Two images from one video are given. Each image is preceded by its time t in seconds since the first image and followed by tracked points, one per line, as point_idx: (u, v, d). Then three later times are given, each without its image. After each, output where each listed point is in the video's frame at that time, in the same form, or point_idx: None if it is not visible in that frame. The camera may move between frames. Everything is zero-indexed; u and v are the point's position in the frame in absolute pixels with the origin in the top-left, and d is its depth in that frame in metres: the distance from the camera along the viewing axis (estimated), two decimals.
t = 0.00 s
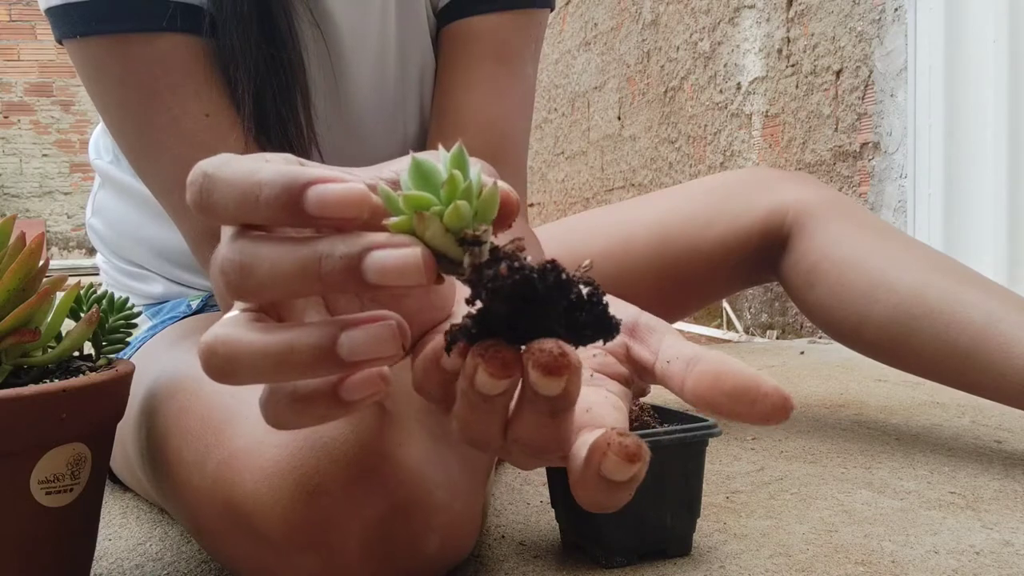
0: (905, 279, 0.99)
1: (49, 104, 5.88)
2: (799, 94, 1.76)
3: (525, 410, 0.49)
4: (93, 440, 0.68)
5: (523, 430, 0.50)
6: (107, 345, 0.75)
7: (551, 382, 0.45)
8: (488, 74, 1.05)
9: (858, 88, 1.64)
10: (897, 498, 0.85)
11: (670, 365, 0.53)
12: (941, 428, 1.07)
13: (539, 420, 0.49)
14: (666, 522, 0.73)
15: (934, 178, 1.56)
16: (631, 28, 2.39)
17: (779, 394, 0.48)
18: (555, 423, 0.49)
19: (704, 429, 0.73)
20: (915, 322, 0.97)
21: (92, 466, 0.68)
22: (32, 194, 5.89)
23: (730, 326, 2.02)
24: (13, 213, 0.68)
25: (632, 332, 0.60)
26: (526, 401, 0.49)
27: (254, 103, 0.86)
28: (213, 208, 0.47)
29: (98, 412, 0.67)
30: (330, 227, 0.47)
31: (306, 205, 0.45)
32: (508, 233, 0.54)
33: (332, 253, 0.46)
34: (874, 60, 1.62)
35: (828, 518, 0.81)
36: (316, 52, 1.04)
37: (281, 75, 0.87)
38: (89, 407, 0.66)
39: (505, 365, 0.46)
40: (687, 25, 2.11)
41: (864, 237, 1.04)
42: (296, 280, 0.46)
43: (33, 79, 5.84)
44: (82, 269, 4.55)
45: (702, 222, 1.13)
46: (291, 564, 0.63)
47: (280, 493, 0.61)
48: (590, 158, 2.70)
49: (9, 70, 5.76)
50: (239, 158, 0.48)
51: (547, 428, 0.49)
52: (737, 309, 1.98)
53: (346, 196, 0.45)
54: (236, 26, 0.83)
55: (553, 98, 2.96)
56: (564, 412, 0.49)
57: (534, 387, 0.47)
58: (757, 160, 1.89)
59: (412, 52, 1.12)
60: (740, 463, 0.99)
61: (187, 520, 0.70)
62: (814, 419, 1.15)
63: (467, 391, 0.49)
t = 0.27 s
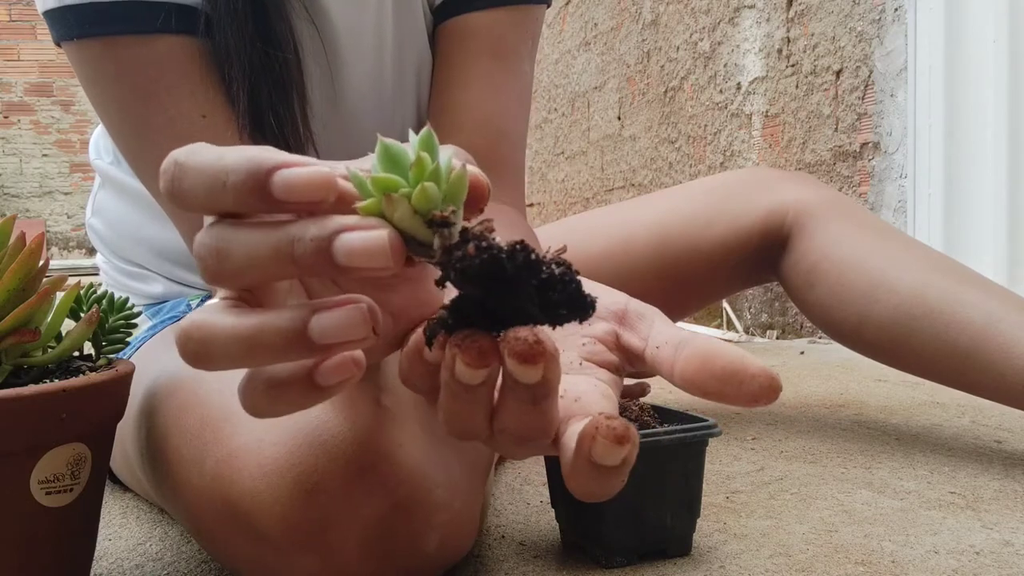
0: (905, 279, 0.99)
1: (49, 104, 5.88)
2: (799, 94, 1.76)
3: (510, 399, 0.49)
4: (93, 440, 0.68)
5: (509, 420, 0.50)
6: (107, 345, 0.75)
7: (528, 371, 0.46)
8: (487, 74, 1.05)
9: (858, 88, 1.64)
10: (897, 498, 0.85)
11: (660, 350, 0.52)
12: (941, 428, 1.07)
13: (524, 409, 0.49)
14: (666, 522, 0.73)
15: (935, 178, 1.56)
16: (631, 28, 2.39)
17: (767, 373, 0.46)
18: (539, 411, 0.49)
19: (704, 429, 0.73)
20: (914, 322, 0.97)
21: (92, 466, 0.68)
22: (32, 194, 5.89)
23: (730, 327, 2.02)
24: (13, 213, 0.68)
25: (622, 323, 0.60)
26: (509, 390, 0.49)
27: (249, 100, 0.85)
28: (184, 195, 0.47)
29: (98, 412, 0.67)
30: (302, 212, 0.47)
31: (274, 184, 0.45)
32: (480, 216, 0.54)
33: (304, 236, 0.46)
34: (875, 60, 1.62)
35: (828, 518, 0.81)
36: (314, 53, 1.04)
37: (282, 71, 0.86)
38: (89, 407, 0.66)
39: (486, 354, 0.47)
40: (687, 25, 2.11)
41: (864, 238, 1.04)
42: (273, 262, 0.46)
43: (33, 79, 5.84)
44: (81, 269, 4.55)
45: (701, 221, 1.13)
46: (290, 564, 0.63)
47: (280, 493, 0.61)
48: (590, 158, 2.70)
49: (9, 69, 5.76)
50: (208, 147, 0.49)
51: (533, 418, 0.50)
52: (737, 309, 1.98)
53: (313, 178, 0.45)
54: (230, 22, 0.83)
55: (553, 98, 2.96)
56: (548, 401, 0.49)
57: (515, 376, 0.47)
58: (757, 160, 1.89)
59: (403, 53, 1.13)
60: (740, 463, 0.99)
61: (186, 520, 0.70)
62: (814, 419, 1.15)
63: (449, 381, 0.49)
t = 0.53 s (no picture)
0: (905, 279, 0.99)
1: (49, 104, 5.88)
2: (799, 93, 1.76)
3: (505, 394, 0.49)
4: (93, 439, 0.68)
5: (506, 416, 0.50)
6: (107, 345, 0.75)
7: (523, 364, 0.46)
8: (487, 74, 1.05)
9: (858, 88, 1.64)
10: (898, 498, 0.85)
11: (662, 349, 0.52)
12: (941, 428, 1.07)
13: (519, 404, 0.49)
14: (666, 522, 0.73)
15: (935, 178, 1.56)
16: (631, 28, 2.39)
17: (768, 369, 0.46)
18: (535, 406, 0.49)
19: (703, 429, 0.73)
20: (914, 322, 0.97)
21: (92, 466, 0.68)
22: (32, 194, 5.89)
23: (730, 327, 2.02)
24: (13, 213, 0.68)
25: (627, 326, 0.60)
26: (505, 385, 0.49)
27: (246, 102, 0.85)
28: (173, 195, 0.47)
29: (98, 412, 0.67)
30: (293, 207, 0.47)
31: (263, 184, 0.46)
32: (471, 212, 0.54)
33: (296, 231, 0.46)
34: (875, 60, 1.62)
35: (828, 518, 0.81)
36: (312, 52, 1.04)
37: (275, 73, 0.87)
38: (89, 407, 0.66)
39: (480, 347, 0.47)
40: (687, 25, 2.11)
41: (864, 238, 1.04)
42: (266, 259, 0.47)
43: (33, 78, 5.84)
44: (81, 269, 4.55)
45: (701, 221, 1.14)
46: (290, 564, 0.63)
47: (280, 493, 0.61)
48: (590, 158, 2.70)
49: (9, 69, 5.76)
50: (197, 144, 0.49)
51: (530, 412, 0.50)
52: (737, 309, 1.98)
53: (303, 175, 0.45)
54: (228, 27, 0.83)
55: (553, 98, 2.96)
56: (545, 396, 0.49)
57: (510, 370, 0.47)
58: (757, 160, 1.89)
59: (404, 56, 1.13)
60: (740, 463, 0.99)
61: (185, 520, 0.70)
62: (814, 419, 1.15)
63: (443, 377, 0.49)
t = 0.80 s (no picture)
0: (906, 278, 0.99)
1: (49, 104, 5.88)
2: (799, 93, 1.77)
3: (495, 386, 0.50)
4: (93, 439, 0.68)
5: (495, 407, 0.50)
6: (107, 345, 0.75)
7: (511, 354, 0.46)
8: (487, 74, 1.05)
9: (858, 88, 1.64)
10: (897, 498, 0.85)
11: (651, 339, 0.53)
12: (941, 428, 1.07)
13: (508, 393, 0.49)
14: (667, 522, 0.73)
15: (935, 178, 1.56)
16: (631, 28, 2.39)
17: (756, 357, 0.47)
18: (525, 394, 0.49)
19: (703, 429, 0.73)
20: (914, 322, 0.97)
21: (92, 466, 0.68)
22: (32, 194, 5.89)
23: (730, 327, 2.02)
24: (13, 213, 0.68)
25: (613, 311, 0.61)
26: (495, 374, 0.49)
27: (242, 101, 0.86)
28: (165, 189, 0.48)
29: (98, 412, 0.67)
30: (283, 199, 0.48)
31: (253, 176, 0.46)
32: (459, 202, 0.54)
33: (285, 223, 0.47)
34: (875, 60, 1.62)
35: (828, 519, 0.81)
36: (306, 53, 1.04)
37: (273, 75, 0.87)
38: (88, 407, 0.66)
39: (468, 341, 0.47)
40: (687, 25, 2.11)
41: (865, 239, 1.04)
42: (256, 251, 0.47)
43: (33, 78, 5.84)
44: (81, 269, 4.55)
45: (701, 220, 1.13)
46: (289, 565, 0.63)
47: (278, 498, 0.61)
48: (590, 158, 2.70)
49: (9, 69, 5.76)
50: (188, 139, 0.49)
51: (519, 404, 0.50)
52: (737, 309, 1.98)
53: (292, 168, 0.46)
54: (223, 26, 0.83)
55: (553, 98, 2.96)
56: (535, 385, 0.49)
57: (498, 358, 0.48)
58: (757, 160, 1.89)
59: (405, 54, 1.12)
60: (740, 463, 0.99)
61: (185, 523, 0.70)
62: (814, 419, 1.15)
63: (433, 369, 0.49)
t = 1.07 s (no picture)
0: (906, 281, 0.99)
1: (49, 104, 5.88)
2: (799, 93, 1.77)
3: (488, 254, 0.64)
4: (94, 440, 0.68)
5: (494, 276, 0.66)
6: (107, 345, 0.75)
7: (491, 223, 0.61)
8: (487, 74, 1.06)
9: (858, 88, 1.64)
10: (898, 498, 0.85)
11: (623, 233, 0.67)
12: (941, 428, 1.07)
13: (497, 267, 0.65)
14: (666, 522, 0.73)
15: (935, 177, 1.56)
16: (631, 28, 2.39)
17: (705, 237, 0.62)
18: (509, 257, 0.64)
19: (702, 429, 0.73)
20: (913, 325, 0.97)
21: (92, 466, 0.68)
22: (32, 194, 5.89)
23: (730, 327, 2.02)
24: (13, 213, 0.68)
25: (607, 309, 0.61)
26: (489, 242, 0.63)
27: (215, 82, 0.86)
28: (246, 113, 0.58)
29: (99, 413, 0.67)
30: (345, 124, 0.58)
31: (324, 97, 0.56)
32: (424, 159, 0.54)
33: (351, 134, 0.56)
34: (875, 60, 1.62)
35: (828, 518, 0.81)
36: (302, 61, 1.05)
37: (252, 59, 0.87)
38: (89, 408, 0.66)
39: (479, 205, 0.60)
40: (687, 25, 2.11)
41: (864, 241, 1.04)
42: (322, 154, 0.56)
43: (33, 78, 5.84)
44: (82, 269, 4.55)
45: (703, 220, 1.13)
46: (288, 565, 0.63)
47: (272, 492, 0.61)
48: (590, 158, 2.70)
49: (10, 69, 5.76)
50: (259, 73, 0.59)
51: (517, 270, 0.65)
52: (737, 309, 1.98)
53: (359, 93, 0.56)
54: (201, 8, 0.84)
55: (553, 98, 2.96)
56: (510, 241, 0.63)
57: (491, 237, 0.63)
58: (757, 160, 1.89)
59: (400, 63, 1.13)
60: (740, 463, 0.99)
61: (183, 520, 0.70)
62: (814, 419, 1.15)
63: (438, 253, 0.66)
